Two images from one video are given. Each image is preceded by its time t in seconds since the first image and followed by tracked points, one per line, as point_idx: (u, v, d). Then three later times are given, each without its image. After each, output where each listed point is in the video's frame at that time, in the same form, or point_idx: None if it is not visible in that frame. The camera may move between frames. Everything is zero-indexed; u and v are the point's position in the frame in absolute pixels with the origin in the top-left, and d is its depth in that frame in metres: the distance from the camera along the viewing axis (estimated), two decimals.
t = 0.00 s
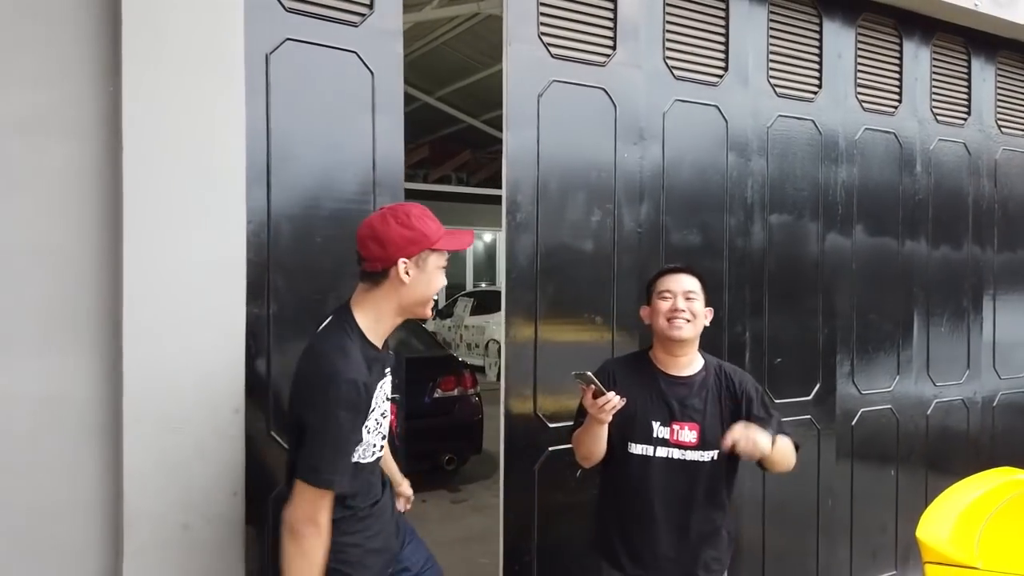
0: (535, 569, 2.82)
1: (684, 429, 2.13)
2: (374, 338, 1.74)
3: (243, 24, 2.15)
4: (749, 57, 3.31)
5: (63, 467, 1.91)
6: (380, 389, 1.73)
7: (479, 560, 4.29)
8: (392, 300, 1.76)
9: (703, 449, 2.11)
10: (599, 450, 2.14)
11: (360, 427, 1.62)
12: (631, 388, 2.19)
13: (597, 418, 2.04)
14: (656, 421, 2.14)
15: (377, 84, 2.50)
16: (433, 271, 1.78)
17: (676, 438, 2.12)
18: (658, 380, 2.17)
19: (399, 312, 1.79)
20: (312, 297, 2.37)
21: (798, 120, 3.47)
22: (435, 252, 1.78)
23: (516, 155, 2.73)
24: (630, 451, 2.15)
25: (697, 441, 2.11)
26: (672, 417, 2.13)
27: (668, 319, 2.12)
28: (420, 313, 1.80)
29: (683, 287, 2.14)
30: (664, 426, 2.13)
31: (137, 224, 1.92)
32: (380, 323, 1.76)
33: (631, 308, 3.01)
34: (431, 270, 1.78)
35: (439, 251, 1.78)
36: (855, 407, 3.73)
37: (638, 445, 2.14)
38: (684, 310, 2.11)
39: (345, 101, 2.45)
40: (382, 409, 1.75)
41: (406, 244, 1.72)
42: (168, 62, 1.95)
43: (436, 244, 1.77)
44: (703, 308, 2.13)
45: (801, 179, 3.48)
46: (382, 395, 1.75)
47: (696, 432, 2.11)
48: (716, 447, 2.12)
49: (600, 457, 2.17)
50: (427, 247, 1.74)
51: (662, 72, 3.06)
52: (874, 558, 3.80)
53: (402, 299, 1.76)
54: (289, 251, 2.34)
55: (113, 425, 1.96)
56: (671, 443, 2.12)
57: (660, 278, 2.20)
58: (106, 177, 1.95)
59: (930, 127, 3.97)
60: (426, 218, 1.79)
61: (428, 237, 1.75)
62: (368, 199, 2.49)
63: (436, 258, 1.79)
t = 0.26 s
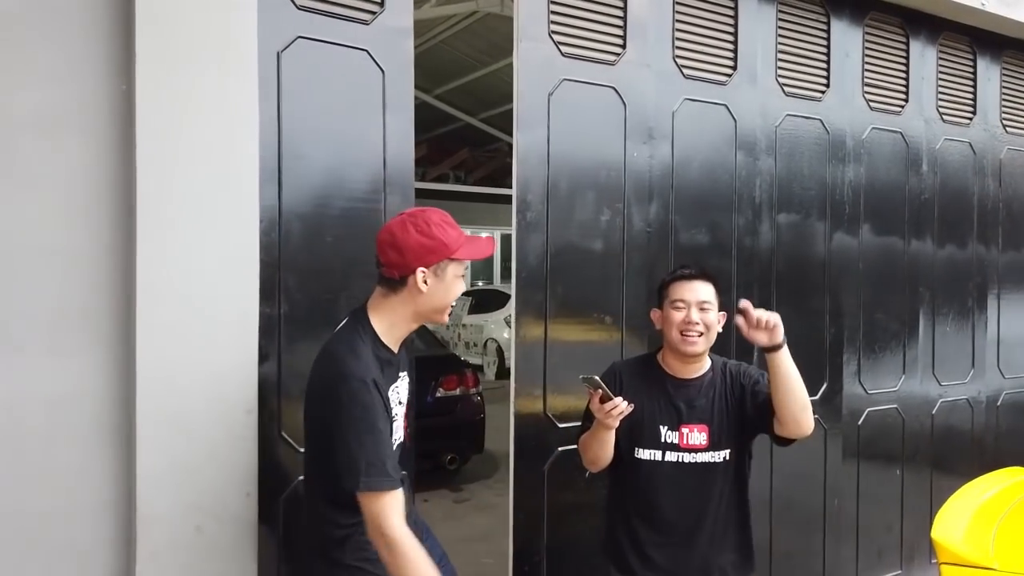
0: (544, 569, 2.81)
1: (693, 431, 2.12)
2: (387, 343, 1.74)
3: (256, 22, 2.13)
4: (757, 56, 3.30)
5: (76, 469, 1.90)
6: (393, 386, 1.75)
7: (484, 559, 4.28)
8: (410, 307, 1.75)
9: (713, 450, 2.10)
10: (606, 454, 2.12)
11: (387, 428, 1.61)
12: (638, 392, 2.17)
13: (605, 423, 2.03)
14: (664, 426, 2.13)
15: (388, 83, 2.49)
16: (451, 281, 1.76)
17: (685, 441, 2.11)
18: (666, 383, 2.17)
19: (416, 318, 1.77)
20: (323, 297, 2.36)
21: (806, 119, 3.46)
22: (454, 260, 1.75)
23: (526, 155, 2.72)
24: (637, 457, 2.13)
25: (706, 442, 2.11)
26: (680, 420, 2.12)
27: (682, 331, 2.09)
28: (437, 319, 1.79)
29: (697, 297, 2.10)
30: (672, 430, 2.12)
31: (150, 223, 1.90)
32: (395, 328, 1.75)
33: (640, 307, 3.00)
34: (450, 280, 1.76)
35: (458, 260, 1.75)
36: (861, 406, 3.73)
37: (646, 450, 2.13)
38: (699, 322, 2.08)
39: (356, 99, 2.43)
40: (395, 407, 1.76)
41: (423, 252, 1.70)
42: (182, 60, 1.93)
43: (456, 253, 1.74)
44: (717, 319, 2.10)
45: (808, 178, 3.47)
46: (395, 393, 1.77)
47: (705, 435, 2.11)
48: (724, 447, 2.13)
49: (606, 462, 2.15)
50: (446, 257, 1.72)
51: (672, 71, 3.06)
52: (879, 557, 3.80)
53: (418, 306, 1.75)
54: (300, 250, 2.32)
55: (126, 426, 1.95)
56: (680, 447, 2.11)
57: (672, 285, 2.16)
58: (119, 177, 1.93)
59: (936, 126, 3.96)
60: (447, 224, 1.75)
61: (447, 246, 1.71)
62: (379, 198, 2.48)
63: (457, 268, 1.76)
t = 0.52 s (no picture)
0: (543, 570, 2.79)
1: (685, 437, 2.08)
2: (391, 340, 1.71)
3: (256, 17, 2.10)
4: (756, 55, 3.30)
5: (72, 472, 1.86)
6: (409, 382, 1.76)
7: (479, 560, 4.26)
8: (410, 302, 1.72)
9: (705, 456, 2.06)
10: (594, 459, 2.08)
11: (385, 424, 1.58)
12: (628, 398, 2.13)
13: (595, 425, 2.00)
14: (654, 432, 2.08)
15: (388, 79, 2.46)
16: (445, 275, 1.70)
17: (676, 448, 2.07)
18: (658, 387, 2.12)
19: (420, 315, 1.74)
20: (322, 296, 2.33)
21: (803, 118, 3.46)
22: (449, 254, 1.70)
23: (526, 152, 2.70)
24: (626, 463, 2.09)
25: (698, 448, 2.07)
26: (671, 426, 2.07)
27: (673, 341, 2.01)
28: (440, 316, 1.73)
29: (689, 305, 2.03)
30: (663, 437, 2.07)
31: (150, 221, 1.87)
32: (398, 325, 1.72)
33: (639, 307, 2.98)
34: (447, 275, 1.70)
35: (453, 253, 1.69)
36: (857, 405, 3.73)
37: (636, 457, 2.08)
38: (689, 331, 2.01)
39: (355, 96, 2.40)
40: (410, 402, 1.77)
41: (414, 246, 1.68)
42: (182, 55, 1.90)
43: (447, 246, 1.69)
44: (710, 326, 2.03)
45: (805, 177, 3.47)
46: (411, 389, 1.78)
47: (696, 440, 2.07)
48: (716, 452, 2.08)
49: (593, 466, 2.11)
50: (434, 249, 1.67)
51: (672, 69, 3.04)
52: (875, 555, 3.81)
53: (417, 302, 1.71)
54: (299, 248, 2.29)
55: (124, 427, 1.91)
56: (672, 453, 2.06)
57: (664, 291, 2.08)
58: (117, 174, 1.90)
59: (931, 125, 3.98)
60: (443, 219, 1.72)
61: (437, 238, 1.67)
62: (378, 195, 2.45)
63: (455, 262, 1.70)
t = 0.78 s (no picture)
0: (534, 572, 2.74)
1: (676, 448, 2.01)
2: (408, 331, 1.81)
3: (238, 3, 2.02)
4: (747, 49, 3.26)
5: (46, 472, 1.80)
6: (432, 377, 1.81)
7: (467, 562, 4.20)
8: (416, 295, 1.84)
9: (696, 466, 2.00)
10: (582, 467, 2.00)
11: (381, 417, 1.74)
12: (617, 408, 2.04)
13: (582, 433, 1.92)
14: (645, 444, 2.00)
15: (375, 69, 2.39)
16: (426, 259, 1.81)
17: (668, 460, 1.99)
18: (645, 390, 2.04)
19: (426, 304, 1.81)
20: (307, 293, 2.25)
21: (794, 113, 3.43)
22: (427, 237, 1.81)
23: (517, 146, 2.64)
24: (617, 477, 2.01)
25: (690, 459, 2.00)
26: (662, 438, 2.00)
27: (662, 352, 1.93)
28: (440, 299, 1.79)
29: (680, 315, 1.94)
30: (654, 449, 1.99)
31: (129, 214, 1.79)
32: (413, 318, 1.82)
33: (630, 304, 2.94)
34: (430, 259, 1.81)
35: (428, 235, 1.79)
36: (848, 403, 3.71)
37: (627, 470, 2.00)
38: (680, 342, 1.92)
39: (341, 86, 2.33)
40: (436, 397, 1.82)
41: (400, 236, 1.84)
42: (160, 41, 1.82)
43: (421, 228, 1.80)
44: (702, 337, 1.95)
45: (796, 173, 3.44)
46: (437, 385, 1.83)
47: (688, 451, 2.00)
48: (706, 461, 2.03)
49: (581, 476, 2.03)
50: (411, 235, 1.82)
51: (663, 62, 3.00)
52: (865, 553, 3.80)
53: (417, 290, 1.82)
54: (283, 243, 2.22)
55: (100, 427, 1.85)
56: (664, 466, 1.99)
57: (653, 298, 1.98)
58: (91, 166, 1.84)
59: (919, 122, 3.96)
60: (424, 207, 1.84)
61: (414, 225, 1.81)
62: (365, 189, 2.38)
63: (436, 247, 1.81)
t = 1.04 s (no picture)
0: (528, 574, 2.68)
1: (671, 452, 1.94)
2: (416, 318, 1.84)
3: None
4: (745, 40, 3.20)
5: (20, 473, 1.73)
6: (429, 368, 1.81)
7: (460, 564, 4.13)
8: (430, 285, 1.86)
9: (692, 470, 1.94)
10: (578, 470, 1.92)
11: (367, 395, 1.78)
12: (610, 410, 1.98)
13: (573, 431, 1.85)
14: (638, 447, 1.93)
15: (365, 58, 2.32)
16: (444, 246, 1.83)
17: (663, 463, 1.93)
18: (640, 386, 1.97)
19: (437, 294, 1.83)
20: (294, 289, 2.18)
21: (791, 106, 3.38)
22: (449, 227, 1.83)
23: (510, 137, 2.57)
24: (610, 481, 1.95)
25: (686, 462, 1.93)
26: (657, 440, 1.93)
27: (653, 348, 1.88)
28: (452, 290, 1.80)
29: (669, 309, 1.88)
30: (648, 452, 1.93)
31: (107, 205, 1.72)
32: (424, 306, 1.84)
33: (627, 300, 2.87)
34: (448, 247, 1.83)
35: (450, 224, 1.82)
36: (846, 401, 3.66)
37: (620, 473, 1.94)
38: (670, 337, 1.86)
39: (330, 76, 2.26)
40: (432, 390, 1.82)
41: (424, 225, 1.87)
42: (139, 24, 1.74)
43: (444, 218, 1.82)
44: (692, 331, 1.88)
45: (794, 167, 3.39)
46: (434, 379, 1.82)
47: (683, 454, 1.93)
48: (704, 464, 1.96)
49: (579, 479, 1.95)
50: (433, 222, 1.84)
51: (660, 53, 2.94)
52: (863, 553, 3.75)
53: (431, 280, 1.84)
54: (270, 237, 2.15)
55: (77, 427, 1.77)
56: (658, 470, 1.92)
57: (642, 292, 1.92)
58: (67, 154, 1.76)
59: (917, 116, 3.92)
60: (452, 200, 1.86)
61: (436, 213, 1.84)
62: (355, 182, 2.31)
63: (455, 235, 1.83)
